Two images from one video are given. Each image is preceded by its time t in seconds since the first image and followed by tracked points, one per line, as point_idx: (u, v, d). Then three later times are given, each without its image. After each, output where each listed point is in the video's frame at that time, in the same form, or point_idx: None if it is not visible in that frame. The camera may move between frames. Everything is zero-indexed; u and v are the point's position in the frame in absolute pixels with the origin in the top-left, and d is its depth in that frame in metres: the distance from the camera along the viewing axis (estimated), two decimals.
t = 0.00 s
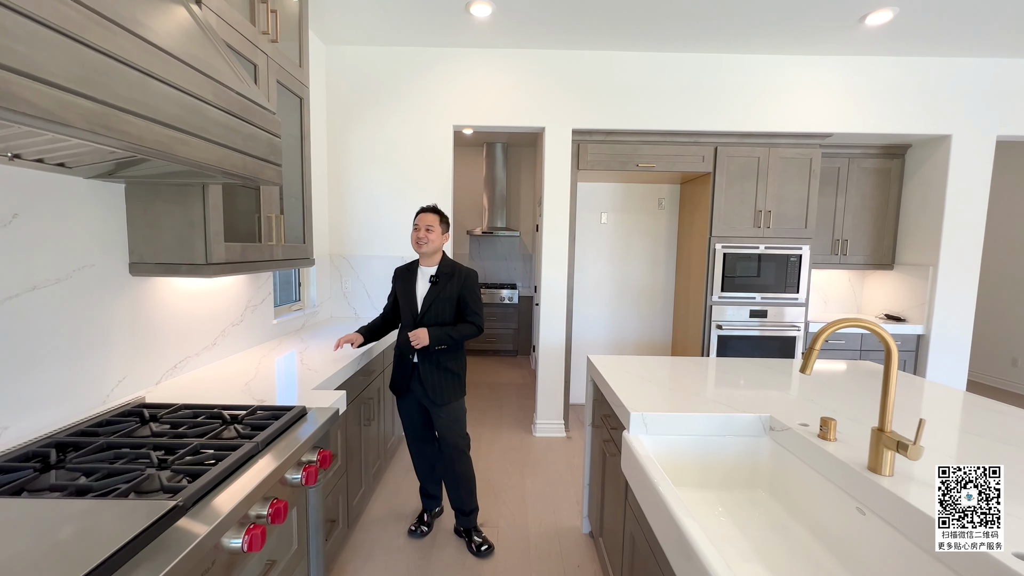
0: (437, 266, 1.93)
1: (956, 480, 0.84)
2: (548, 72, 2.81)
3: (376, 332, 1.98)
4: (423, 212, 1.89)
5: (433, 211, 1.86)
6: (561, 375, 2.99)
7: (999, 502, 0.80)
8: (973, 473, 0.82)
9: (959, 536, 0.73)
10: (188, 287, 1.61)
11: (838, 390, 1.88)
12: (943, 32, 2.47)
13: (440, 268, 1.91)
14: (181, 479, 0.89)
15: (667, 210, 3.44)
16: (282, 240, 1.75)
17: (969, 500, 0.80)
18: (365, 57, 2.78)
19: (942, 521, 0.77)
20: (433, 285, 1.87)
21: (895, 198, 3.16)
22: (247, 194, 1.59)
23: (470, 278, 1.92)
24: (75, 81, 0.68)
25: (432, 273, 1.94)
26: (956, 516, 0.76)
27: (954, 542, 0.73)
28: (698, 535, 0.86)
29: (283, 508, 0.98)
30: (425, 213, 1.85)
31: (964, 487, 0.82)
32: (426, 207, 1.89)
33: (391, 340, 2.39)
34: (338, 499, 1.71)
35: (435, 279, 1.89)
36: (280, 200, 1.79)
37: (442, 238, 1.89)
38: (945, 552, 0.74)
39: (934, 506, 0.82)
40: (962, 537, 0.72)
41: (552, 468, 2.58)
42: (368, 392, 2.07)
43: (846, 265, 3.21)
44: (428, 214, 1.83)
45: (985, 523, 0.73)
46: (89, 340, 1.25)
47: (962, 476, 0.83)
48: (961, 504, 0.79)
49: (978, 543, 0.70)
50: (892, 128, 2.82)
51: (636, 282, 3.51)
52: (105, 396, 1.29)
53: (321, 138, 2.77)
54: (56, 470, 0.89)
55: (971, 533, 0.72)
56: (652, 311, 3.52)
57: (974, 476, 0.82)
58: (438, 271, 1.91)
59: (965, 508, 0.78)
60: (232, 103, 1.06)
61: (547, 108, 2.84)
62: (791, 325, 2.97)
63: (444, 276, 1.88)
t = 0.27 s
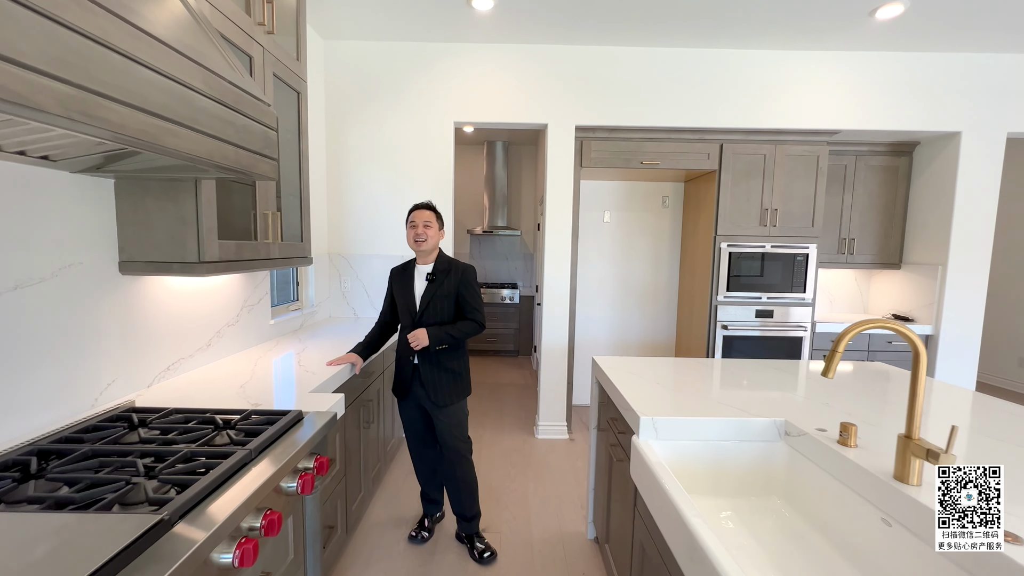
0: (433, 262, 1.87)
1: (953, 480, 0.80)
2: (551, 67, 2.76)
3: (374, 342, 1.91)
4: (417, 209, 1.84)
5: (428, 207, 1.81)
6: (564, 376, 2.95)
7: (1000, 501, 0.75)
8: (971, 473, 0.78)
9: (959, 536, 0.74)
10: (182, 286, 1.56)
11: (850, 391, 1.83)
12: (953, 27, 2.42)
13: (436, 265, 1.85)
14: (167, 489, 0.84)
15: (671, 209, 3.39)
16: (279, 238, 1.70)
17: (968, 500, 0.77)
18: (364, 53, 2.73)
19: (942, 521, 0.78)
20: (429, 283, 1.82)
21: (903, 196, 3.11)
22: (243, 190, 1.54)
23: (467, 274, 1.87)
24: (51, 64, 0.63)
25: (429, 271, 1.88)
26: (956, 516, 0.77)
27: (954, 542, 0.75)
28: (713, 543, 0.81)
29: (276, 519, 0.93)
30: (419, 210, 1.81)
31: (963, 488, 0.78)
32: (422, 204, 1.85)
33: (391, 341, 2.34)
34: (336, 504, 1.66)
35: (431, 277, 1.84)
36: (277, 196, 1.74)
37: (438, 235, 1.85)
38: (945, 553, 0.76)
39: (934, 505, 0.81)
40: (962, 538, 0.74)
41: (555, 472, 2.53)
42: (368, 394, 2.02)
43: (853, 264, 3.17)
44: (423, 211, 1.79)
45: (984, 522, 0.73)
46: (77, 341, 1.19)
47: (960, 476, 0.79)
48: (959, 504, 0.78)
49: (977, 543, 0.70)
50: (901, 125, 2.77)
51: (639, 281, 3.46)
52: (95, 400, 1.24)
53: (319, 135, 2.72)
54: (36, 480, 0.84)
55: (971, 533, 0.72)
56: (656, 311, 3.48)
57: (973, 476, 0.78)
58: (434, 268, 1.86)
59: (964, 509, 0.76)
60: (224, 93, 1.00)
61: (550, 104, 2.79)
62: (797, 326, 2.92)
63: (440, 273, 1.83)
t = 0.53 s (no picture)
0: (434, 261, 1.81)
1: (954, 479, 0.79)
2: (555, 63, 2.70)
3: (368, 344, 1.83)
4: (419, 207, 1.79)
5: (430, 205, 1.75)
6: (567, 378, 2.89)
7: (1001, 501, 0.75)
8: (972, 473, 0.78)
9: (959, 536, 0.75)
10: (172, 287, 1.50)
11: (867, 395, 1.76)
12: (967, 22, 2.36)
13: (436, 263, 1.79)
14: (149, 507, 0.78)
15: (676, 208, 3.34)
16: (274, 237, 1.64)
17: (970, 500, 0.77)
18: (363, 48, 2.67)
19: (942, 520, 0.79)
20: (430, 281, 1.76)
21: (912, 194, 3.05)
22: (236, 187, 1.48)
23: (468, 273, 1.81)
24: (13, 43, 0.57)
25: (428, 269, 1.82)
26: (957, 517, 0.77)
27: (954, 542, 0.76)
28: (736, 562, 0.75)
29: (269, 536, 0.87)
30: (421, 207, 1.75)
31: (965, 487, 0.79)
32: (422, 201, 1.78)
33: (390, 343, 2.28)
34: (334, 513, 1.61)
35: (431, 274, 1.77)
36: (272, 194, 1.68)
37: (440, 234, 1.80)
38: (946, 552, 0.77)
39: (935, 506, 0.81)
40: (963, 538, 0.75)
41: (559, 477, 2.47)
42: (366, 398, 1.96)
43: (862, 264, 3.11)
44: (425, 208, 1.72)
45: (985, 523, 0.73)
46: (59, 345, 1.13)
47: (963, 476, 0.79)
48: (961, 504, 0.78)
49: (978, 544, 0.72)
50: (911, 122, 2.72)
51: (643, 282, 3.40)
52: (79, 407, 1.18)
53: (317, 132, 2.65)
54: (8, 497, 0.78)
55: (972, 534, 0.73)
56: (660, 312, 3.42)
57: (975, 476, 0.78)
58: (434, 266, 1.79)
59: (966, 509, 0.77)
60: (211, 81, 0.94)
61: (553, 101, 2.73)
62: (805, 327, 2.87)
63: (441, 271, 1.77)
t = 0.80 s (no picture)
0: (437, 266, 1.77)
1: (954, 479, 0.78)
2: (557, 60, 2.65)
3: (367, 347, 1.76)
4: (418, 211, 1.71)
5: (433, 212, 1.69)
6: (569, 381, 2.83)
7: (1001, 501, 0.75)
8: (973, 473, 0.77)
9: (959, 536, 0.75)
10: (163, 291, 1.44)
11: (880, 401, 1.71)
12: (978, 18, 2.31)
13: (442, 268, 1.75)
14: (129, 529, 0.73)
15: (680, 207, 3.29)
16: (268, 238, 1.59)
17: (969, 500, 0.77)
18: (362, 45, 2.62)
19: (942, 520, 0.79)
20: (437, 286, 1.72)
21: (921, 194, 3.00)
22: (228, 187, 1.43)
23: (473, 279, 1.80)
24: None
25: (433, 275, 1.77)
26: (956, 516, 0.76)
27: (955, 542, 0.75)
28: None
29: (256, 558, 0.82)
30: (425, 214, 1.68)
31: (965, 487, 0.78)
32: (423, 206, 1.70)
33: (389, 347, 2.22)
34: (330, 523, 1.56)
35: (438, 280, 1.73)
36: (266, 194, 1.62)
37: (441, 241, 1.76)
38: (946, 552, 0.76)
39: (935, 506, 0.80)
40: (963, 538, 0.74)
41: (562, 483, 2.42)
42: (365, 404, 1.92)
43: (869, 265, 3.06)
44: (430, 214, 1.66)
45: (985, 523, 0.73)
46: (41, 353, 1.08)
47: (963, 476, 0.78)
48: (961, 504, 0.77)
49: (978, 543, 0.72)
50: (921, 121, 2.66)
51: (647, 283, 3.35)
52: (63, 416, 1.12)
53: (315, 131, 2.60)
54: None
55: (972, 533, 0.73)
56: (664, 313, 3.37)
57: (975, 476, 0.77)
58: (439, 272, 1.75)
59: (965, 509, 0.76)
60: (197, 75, 0.88)
61: (555, 99, 2.67)
62: (812, 329, 2.81)
63: (448, 277, 1.74)
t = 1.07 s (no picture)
0: (440, 265, 1.78)
1: (954, 479, 0.76)
2: (559, 57, 2.61)
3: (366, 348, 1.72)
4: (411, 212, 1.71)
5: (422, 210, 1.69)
6: (571, 382, 2.80)
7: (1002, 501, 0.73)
8: (973, 472, 0.75)
9: (959, 536, 0.74)
10: (157, 291, 1.41)
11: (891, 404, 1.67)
12: (990, 13, 2.26)
13: (446, 267, 1.78)
14: (113, 541, 0.70)
15: (683, 207, 3.25)
16: (265, 238, 1.55)
17: (970, 501, 0.75)
18: (362, 42, 2.59)
19: (941, 520, 0.77)
20: (445, 285, 1.75)
21: (929, 193, 2.95)
22: (223, 185, 1.39)
23: (472, 277, 1.87)
24: None
25: (437, 273, 1.78)
26: (956, 516, 0.75)
27: (955, 542, 0.75)
28: None
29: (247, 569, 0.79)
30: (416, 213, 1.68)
31: (965, 487, 0.76)
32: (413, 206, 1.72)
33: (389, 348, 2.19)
34: (328, 528, 1.53)
35: (446, 279, 1.75)
36: (263, 192, 1.59)
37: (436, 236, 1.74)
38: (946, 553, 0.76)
39: (935, 506, 0.79)
40: (963, 538, 0.74)
41: (564, 486, 2.39)
42: (364, 406, 1.89)
43: (876, 265, 3.01)
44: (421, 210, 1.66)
45: (985, 523, 0.72)
46: (30, 355, 1.05)
47: (962, 476, 0.75)
48: (961, 504, 0.75)
49: (979, 544, 0.72)
50: (931, 118, 2.61)
51: (650, 283, 3.31)
52: (52, 421, 1.09)
53: (314, 129, 2.57)
54: None
55: (972, 534, 0.73)
56: (667, 313, 3.33)
57: (975, 476, 0.74)
58: (443, 271, 1.77)
59: (966, 509, 0.74)
60: (185, 68, 0.85)
61: (558, 96, 2.64)
62: (818, 330, 2.77)
63: (454, 276, 1.76)
